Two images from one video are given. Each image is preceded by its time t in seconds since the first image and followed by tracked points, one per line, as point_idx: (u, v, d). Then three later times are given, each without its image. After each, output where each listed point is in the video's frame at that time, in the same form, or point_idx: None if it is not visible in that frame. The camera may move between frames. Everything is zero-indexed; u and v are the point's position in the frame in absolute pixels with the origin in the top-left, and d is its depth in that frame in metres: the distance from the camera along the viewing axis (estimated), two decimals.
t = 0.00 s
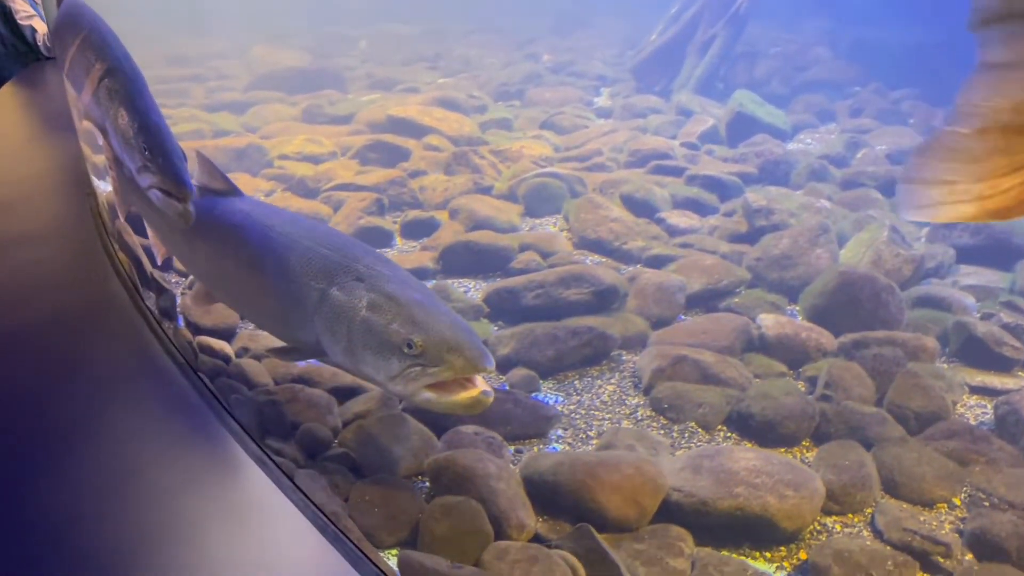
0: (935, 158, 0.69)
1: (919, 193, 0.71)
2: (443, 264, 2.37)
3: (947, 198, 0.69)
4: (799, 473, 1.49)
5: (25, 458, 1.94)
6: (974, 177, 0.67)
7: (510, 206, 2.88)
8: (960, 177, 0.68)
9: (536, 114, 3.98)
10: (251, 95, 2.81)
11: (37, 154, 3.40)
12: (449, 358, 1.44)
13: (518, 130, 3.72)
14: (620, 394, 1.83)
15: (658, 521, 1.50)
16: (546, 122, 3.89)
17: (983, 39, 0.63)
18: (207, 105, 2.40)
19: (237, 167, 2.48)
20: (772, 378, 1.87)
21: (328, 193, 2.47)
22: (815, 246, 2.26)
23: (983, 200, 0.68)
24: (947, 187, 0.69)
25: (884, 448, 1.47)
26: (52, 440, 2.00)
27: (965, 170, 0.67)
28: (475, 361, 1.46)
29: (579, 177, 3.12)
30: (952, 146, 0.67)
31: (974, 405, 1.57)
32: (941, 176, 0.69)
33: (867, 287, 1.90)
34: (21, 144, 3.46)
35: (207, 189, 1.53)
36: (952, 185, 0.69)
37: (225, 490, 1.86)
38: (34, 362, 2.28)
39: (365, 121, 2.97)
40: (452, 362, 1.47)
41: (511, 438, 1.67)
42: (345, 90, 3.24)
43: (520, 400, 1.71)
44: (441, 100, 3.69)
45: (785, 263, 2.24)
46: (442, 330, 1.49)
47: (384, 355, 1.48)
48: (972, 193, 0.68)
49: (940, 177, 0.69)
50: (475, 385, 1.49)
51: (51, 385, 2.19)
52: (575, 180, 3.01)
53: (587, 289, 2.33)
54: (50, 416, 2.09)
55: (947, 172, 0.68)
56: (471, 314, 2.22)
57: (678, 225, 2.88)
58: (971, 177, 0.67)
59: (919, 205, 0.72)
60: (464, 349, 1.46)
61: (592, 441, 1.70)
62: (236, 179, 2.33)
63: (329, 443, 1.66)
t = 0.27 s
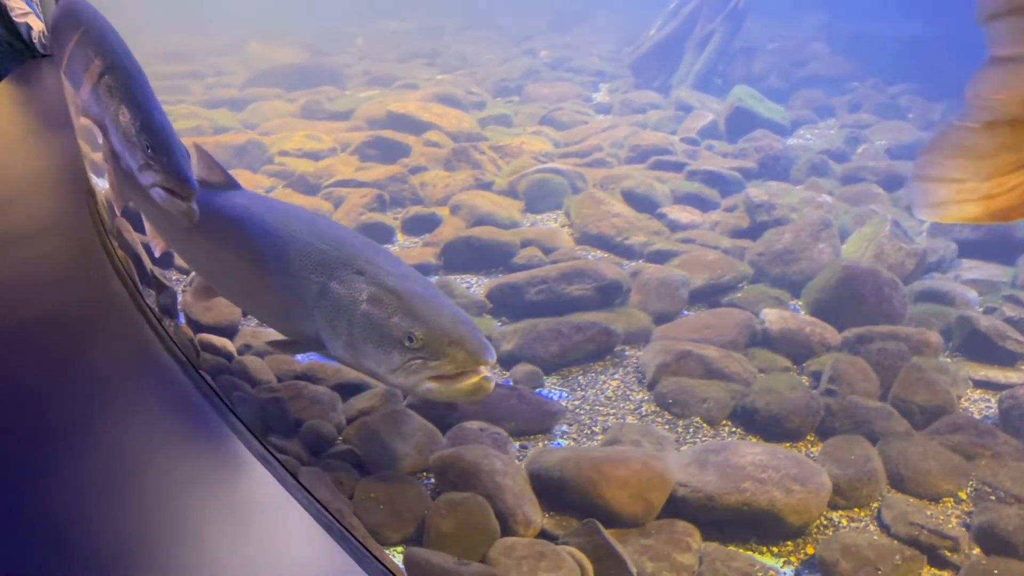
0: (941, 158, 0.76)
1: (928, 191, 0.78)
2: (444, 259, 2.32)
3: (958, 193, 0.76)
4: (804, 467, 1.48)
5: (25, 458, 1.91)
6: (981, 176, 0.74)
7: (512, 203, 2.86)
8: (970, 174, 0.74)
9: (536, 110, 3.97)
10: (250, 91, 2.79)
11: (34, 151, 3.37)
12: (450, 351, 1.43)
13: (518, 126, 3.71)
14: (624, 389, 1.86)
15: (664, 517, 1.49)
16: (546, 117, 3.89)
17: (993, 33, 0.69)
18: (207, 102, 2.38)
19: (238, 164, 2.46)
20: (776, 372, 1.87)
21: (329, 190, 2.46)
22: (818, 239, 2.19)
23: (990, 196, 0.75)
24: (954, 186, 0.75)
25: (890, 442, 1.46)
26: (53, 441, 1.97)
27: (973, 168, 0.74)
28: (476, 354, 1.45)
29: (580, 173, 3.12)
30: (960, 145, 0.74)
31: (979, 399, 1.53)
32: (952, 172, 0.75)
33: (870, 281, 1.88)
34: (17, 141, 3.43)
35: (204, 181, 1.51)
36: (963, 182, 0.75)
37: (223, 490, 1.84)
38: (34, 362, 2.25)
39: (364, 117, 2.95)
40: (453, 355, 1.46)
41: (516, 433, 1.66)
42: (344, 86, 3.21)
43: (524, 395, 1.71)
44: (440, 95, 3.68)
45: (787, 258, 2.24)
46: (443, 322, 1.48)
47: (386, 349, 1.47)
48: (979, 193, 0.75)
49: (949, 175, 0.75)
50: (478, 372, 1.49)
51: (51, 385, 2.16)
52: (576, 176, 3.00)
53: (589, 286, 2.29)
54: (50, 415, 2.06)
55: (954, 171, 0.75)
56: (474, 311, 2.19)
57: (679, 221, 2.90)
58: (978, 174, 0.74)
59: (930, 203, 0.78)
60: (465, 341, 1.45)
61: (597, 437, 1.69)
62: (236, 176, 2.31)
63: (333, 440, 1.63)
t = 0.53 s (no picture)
0: (954, 129, 0.74)
1: (934, 167, 0.76)
2: (453, 257, 2.33)
3: (959, 164, 0.74)
4: (821, 462, 1.43)
5: (23, 457, 1.78)
6: (988, 145, 0.72)
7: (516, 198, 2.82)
8: (979, 143, 0.72)
9: (537, 106, 3.95)
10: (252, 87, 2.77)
11: (30, 150, 3.32)
12: (466, 341, 1.42)
13: (519, 122, 3.69)
14: (635, 384, 1.82)
15: (681, 511, 1.40)
16: (547, 114, 3.87)
17: None
18: (211, 97, 2.35)
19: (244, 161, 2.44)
20: (788, 367, 1.85)
21: (335, 185, 2.44)
22: (824, 236, 2.41)
23: (1002, 166, 0.71)
24: (960, 158, 0.74)
25: (902, 437, 1.46)
26: (53, 440, 1.85)
27: (981, 137, 0.72)
28: (493, 343, 1.43)
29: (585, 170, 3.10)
30: (972, 114, 0.73)
31: (989, 393, 1.63)
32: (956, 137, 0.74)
33: (877, 275, 2.02)
34: (13, 140, 3.37)
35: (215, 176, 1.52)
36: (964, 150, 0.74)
37: (233, 492, 1.75)
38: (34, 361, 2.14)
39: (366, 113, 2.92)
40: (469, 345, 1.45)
41: (530, 429, 1.63)
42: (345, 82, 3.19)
43: (538, 390, 1.71)
44: (441, 92, 3.65)
45: (795, 254, 2.39)
46: (458, 313, 1.46)
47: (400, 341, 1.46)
48: (986, 162, 0.72)
49: (955, 144, 0.75)
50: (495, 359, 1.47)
51: (51, 385, 2.04)
52: (580, 172, 3.00)
53: (599, 280, 2.24)
54: (51, 414, 1.95)
55: (963, 142, 0.74)
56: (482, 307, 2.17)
57: (684, 216, 2.84)
58: (988, 143, 0.72)
59: (937, 175, 0.76)
60: (480, 330, 1.44)
61: (610, 432, 1.64)
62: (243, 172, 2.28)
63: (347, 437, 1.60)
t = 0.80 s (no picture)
0: (996, 143, 0.96)
1: (983, 173, 0.99)
2: (461, 255, 2.30)
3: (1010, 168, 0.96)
4: (837, 459, 1.40)
5: (23, 459, 1.75)
6: None
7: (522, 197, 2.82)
8: None
9: (539, 105, 3.94)
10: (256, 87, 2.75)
11: (26, 150, 3.27)
12: (485, 337, 1.39)
13: (522, 121, 3.67)
14: (648, 383, 1.80)
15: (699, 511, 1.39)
16: (550, 113, 3.85)
17: None
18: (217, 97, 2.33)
19: (250, 160, 2.42)
20: (800, 365, 1.84)
21: (343, 185, 2.43)
22: (831, 235, 2.41)
23: None
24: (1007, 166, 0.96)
25: (916, 435, 1.45)
26: (53, 441, 1.82)
27: None
28: (510, 338, 1.41)
29: (589, 168, 3.09)
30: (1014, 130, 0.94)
31: (998, 390, 1.65)
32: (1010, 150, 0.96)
33: (886, 274, 2.02)
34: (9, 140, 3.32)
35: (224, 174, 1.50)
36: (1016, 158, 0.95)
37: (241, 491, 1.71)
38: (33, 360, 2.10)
39: (369, 112, 2.89)
40: (487, 342, 1.42)
41: (545, 428, 1.61)
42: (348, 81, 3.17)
43: (552, 389, 1.68)
44: (443, 91, 3.63)
45: (801, 252, 2.38)
46: (476, 309, 1.43)
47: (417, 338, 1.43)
48: None
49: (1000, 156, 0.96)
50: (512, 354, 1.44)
51: (51, 385, 2.00)
52: (585, 171, 2.99)
53: (610, 279, 2.23)
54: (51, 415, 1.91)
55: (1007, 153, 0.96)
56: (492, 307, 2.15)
57: (691, 215, 2.83)
58: None
59: (985, 181, 0.99)
60: (499, 327, 1.41)
61: (624, 431, 1.62)
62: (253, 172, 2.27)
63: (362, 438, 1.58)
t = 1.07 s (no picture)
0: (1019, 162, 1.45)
1: None
2: (467, 252, 2.29)
3: None
4: (849, 455, 1.31)
5: (20, 465, 1.54)
6: None
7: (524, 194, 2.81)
8: None
9: (539, 104, 3.93)
10: (257, 85, 2.73)
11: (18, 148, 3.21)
12: (494, 330, 1.36)
13: (522, 119, 3.66)
14: (657, 378, 1.77)
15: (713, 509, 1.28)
16: (550, 111, 3.84)
17: None
18: (220, 94, 2.31)
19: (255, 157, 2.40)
20: (808, 361, 1.81)
21: (348, 182, 2.42)
22: (836, 232, 2.41)
23: None
24: None
25: (927, 431, 1.42)
26: (53, 444, 1.59)
27: None
28: (518, 331, 1.38)
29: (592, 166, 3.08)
30: None
31: (1006, 385, 1.62)
32: None
33: (893, 269, 2.02)
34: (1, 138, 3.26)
35: (232, 170, 1.38)
36: None
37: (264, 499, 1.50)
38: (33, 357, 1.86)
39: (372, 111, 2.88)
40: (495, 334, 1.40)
41: (558, 424, 1.55)
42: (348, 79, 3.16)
43: (563, 386, 1.64)
44: (443, 89, 3.61)
45: (806, 249, 2.37)
46: (485, 302, 1.39)
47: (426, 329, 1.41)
48: None
49: None
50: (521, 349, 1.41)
51: (53, 385, 1.77)
52: (588, 169, 2.99)
53: (616, 276, 2.22)
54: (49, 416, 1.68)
55: None
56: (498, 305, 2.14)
57: (695, 212, 2.83)
58: None
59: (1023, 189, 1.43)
60: (508, 319, 1.38)
61: (636, 427, 1.56)
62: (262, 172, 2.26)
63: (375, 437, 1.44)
